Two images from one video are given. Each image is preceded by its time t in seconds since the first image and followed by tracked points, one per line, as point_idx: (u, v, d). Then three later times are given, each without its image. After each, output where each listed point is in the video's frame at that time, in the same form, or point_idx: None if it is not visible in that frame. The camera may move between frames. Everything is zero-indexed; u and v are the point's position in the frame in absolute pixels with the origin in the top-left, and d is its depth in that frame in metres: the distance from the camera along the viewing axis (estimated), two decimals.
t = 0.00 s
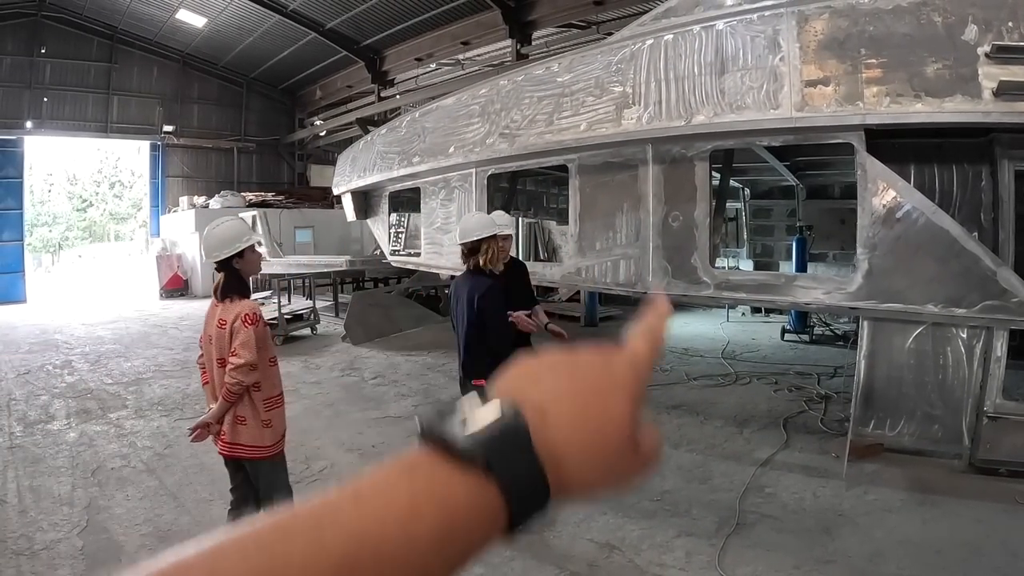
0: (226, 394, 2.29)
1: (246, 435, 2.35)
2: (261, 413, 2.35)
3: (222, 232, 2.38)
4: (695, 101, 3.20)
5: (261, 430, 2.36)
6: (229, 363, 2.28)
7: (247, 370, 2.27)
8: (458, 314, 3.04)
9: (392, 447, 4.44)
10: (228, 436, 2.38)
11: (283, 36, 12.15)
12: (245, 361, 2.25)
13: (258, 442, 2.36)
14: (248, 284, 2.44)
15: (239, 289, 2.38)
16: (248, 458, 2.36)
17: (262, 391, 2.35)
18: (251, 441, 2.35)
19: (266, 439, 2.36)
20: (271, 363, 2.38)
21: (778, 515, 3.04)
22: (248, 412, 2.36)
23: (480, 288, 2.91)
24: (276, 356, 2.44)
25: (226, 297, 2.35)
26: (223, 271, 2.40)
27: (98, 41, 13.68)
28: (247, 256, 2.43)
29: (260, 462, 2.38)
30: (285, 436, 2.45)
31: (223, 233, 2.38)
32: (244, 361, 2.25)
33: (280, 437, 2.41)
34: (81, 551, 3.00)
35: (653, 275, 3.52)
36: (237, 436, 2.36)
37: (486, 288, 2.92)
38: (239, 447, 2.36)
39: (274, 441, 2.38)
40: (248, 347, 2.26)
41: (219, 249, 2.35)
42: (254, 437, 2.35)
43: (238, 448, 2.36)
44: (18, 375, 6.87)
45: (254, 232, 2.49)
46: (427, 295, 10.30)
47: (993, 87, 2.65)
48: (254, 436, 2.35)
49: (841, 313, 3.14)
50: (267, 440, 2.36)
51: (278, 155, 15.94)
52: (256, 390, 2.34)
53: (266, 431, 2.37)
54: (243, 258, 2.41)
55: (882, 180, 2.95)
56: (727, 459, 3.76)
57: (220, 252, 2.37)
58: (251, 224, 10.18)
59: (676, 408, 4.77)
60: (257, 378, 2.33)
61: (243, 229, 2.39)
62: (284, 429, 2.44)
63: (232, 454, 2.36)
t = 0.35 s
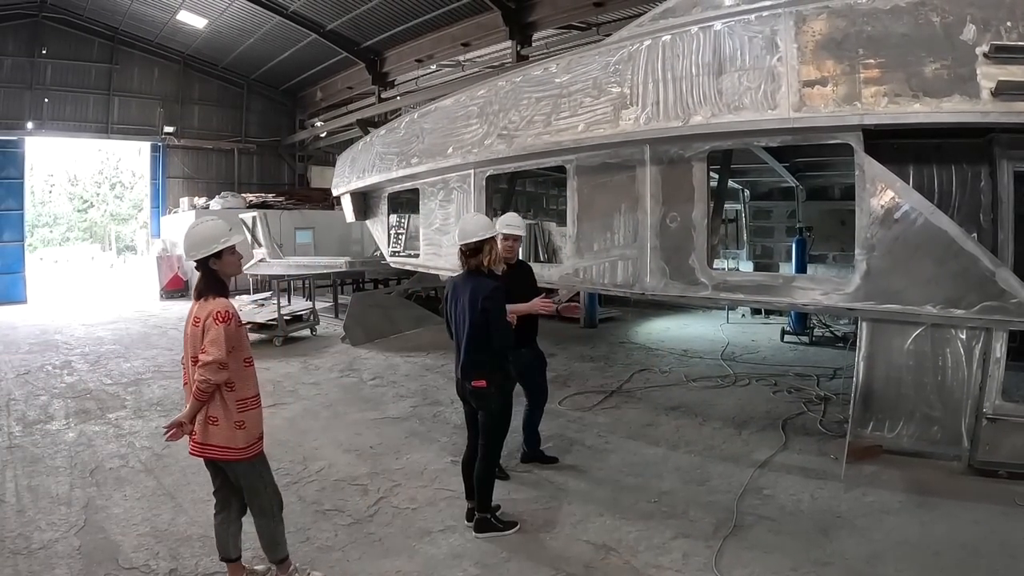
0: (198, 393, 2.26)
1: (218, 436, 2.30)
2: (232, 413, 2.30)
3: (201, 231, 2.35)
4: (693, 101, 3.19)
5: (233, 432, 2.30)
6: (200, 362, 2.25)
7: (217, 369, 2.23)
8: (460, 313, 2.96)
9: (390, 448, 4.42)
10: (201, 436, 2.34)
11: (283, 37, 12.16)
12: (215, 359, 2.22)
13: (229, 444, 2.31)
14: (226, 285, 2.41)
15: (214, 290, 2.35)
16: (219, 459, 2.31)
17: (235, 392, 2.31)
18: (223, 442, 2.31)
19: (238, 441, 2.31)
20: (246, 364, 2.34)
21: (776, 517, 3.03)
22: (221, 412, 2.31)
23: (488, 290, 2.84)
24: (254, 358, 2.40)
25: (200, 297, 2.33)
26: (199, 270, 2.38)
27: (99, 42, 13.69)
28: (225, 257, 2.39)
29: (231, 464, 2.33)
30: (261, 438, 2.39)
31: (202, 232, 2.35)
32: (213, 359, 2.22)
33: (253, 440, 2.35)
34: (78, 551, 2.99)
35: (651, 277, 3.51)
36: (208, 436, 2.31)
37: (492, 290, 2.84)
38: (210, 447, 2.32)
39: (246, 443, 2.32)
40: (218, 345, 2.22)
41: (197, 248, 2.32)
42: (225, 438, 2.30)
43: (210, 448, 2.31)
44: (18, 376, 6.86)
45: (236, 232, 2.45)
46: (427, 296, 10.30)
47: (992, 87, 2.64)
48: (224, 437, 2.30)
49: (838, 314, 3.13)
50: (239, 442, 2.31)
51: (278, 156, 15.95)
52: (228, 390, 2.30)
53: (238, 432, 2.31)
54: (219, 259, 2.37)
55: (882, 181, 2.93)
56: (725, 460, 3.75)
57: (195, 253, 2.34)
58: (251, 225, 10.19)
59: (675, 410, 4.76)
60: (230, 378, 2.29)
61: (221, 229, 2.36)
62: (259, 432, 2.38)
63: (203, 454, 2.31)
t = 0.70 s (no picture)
0: (195, 399, 2.25)
1: (216, 443, 2.29)
2: (229, 419, 2.29)
3: (196, 232, 2.34)
4: (692, 103, 3.19)
5: (231, 438, 2.29)
6: (196, 368, 2.24)
7: (212, 375, 2.21)
8: (459, 315, 2.95)
9: (388, 450, 4.41)
10: (200, 443, 2.34)
11: (283, 38, 12.15)
12: (210, 365, 2.20)
13: (228, 450, 2.30)
14: (221, 288, 2.39)
15: (209, 292, 2.33)
16: (218, 466, 2.30)
17: (231, 397, 2.29)
18: (221, 449, 2.29)
19: (235, 448, 2.29)
20: (243, 369, 2.32)
21: (775, 520, 3.02)
22: (219, 419, 2.30)
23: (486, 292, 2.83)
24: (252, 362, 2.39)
25: (196, 301, 2.32)
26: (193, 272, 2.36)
27: (99, 42, 13.69)
28: (220, 258, 2.38)
29: (230, 471, 2.31)
30: (259, 444, 2.37)
31: (197, 232, 2.35)
32: (208, 365, 2.20)
33: (252, 446, 2.33)
34: (75, 551, 2.98)
35: (650, 278, 3.51)
36: (207, 442, 2.30)
37: (490, 292, 2.83)
38: (209, 454, 2.31)
39: (243, 449, 2.30)
40: (213, 351, 2.21)
41: (191, 249, 2.31)
42: (223, 444, 2.29)
43: (209, 455, 2.31)
44: (17, 376, 6.85)
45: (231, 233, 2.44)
46: (427, 297, 10.29)
47: (991, 88, 2.64)
48: (223, 443, 2.29)
49: (837, 316, 3.12)
50: (237, 449, 2.29)
51: (278, 157, 15.94)
52: (225, 396, 2.29)
53: (236, 439, 2.29)
54: (214, 260, 2.36)
55: (881, 183, 2.92)
56: (724, 462, 3.74)
57: (189, 254, 2.32)
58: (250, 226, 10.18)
59: (674, 412, 4.75)
60: (227, 383, 2.28)
61: (217, 230, 2.35)
62: (257, 438, 2.36)
63: (202, 461, 2.30)
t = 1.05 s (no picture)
0: (204, 406, 2.24)
1: (225, 450, 2.29)
2: (240, 426, 2.29)
3: (205, 227, 2.35)
4: (690, 105, 3.21)
5: (241, 445, 2.30)
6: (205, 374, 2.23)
7: (222, 381, 2.21)
8: (460, 315, 2.97)
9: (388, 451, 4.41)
10: (207, 449, 2.33)
11: (282, 41, 12.16)
12: (218, 370, 2.20)
13: (237, 457, 2.30)
14: (229, 286, 2.39)
15: (216, 291, 2.32)
16: (226, 474, 2.30)
17: (241, 404, 2.30)
18: (230, 456, 2.30)
19: (245, 455, 2.30)
20: (251, 373, 2.33)
21: (773, 520, 3.03)
22: (228, 425, 2.30)
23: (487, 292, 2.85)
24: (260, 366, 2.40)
25: (203, 300, 2.30)
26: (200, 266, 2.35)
27: (99, 44, 13.69)
28: (229, 254, 2.39)
29: (240, 479, 2.32)
30: (268, 451, 2.39)
31: (206, 228, 2.36)
32: (216, 370, 2.20)
33: (262, 453, 2.35)
34: (75, 551, 2.98)
35: (648, 280, 3.52)
36: (215, 450, 2.30)
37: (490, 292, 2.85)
38: (217, 462, 2.30)
39: (254, 457, 2.32)
40: (219, 355, 2.20)
41: (204, 242, 2.33)
42: (233, 451, 2.29)
43: (217, 463, 2.30)
44: (15, 377, 6.85)
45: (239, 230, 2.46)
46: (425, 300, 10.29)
47: (987, 90, 2.66)
48: (233, 450, 2.29)
49: (834, 318, 3.13)
50: (248, 456, 2.30)
51: (277, 159, 15.94)
52: (235, 402, 2.29)
53: (246, 446, 2.31)
54: (223, 255, 2.37)
55: (878, 185, 2.95)
56: (723, 463, 3.75)
57: (202, 246, 2.34)
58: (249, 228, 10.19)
59: (672, 413, 4.76)
60: (236, 389, 2.28)
61: (227, 225, 2.37)
62: (267, 444, 2.38)
63: (209, 469, 2.30)
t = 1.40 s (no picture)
0: (204, 413, 2.24)
1: (224, 457, 2.30)
2: (239, 435, 2.28)
3: (208, 224, 2.32)
4: (687, 106, 3.22)
5: (240, 453, 2.30)
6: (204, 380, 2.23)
7: (220, 389, 2.20)
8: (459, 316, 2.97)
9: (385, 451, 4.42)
10: (207, 454, 2.33)
11: (279, 41, 12.15)
12: (216, 378, 2.19)
13: (236, 465, 2.30)
14: (234, 284, 2.36)
15: (220, 290, 2.30)
16: (225, 481, 2.30)
17: (241, 411, 2.29)
18: (229, 463, 2.30)
19: (244, 463, 2.30)
20: (252, 380, 2.31)
21: (770, 519, 3.04)
22: (228, 432, 2.30)
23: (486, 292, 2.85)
24: (263, 372, 2.38)
25: (206, 302, 2.29)
26: (207, 258, 2.30)
27: (95, 44, 13.66)
28: (235, 248, 2.35)
29: (239, 486, 2.32)
30: (269, 459, 2.38)
31: (211, 223, 2.33)
32: (214, 378, 2.19)
33: (262, 462, 2.34)
34: (72, 551, 2.98)
35: (645, 280, 3.53)
36: (215, 456, 2.30)
37: (490, 292, 2.85)
38: (216, 467, 2.31)
39: (253, 465, 2.31)
40: (218, 363, 2.19)
41: (208, 234, 2.30)
42: (231, 459, 2.29)
43: (216, 469, 2.31)
44: (10, 377, 6.82)
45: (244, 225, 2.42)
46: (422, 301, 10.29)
47: (982, 92, 2.67)
48: (232, 458, 2.29)
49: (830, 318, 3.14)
50: (246, 465, 2.30)
51: (273, 160, 15.92)
52: (235, 409, 2.28)
53: (245, 454, 2.30)
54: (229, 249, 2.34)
55: (874, 185, 2.96)
56: (719, 463, 3.76)
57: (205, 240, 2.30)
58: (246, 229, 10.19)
59: (669, 414, 4.77)
60: (236, 396, 2.28)
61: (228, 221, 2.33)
62: (268, 452, 2.37)
63: (208, 474, 2.30)
